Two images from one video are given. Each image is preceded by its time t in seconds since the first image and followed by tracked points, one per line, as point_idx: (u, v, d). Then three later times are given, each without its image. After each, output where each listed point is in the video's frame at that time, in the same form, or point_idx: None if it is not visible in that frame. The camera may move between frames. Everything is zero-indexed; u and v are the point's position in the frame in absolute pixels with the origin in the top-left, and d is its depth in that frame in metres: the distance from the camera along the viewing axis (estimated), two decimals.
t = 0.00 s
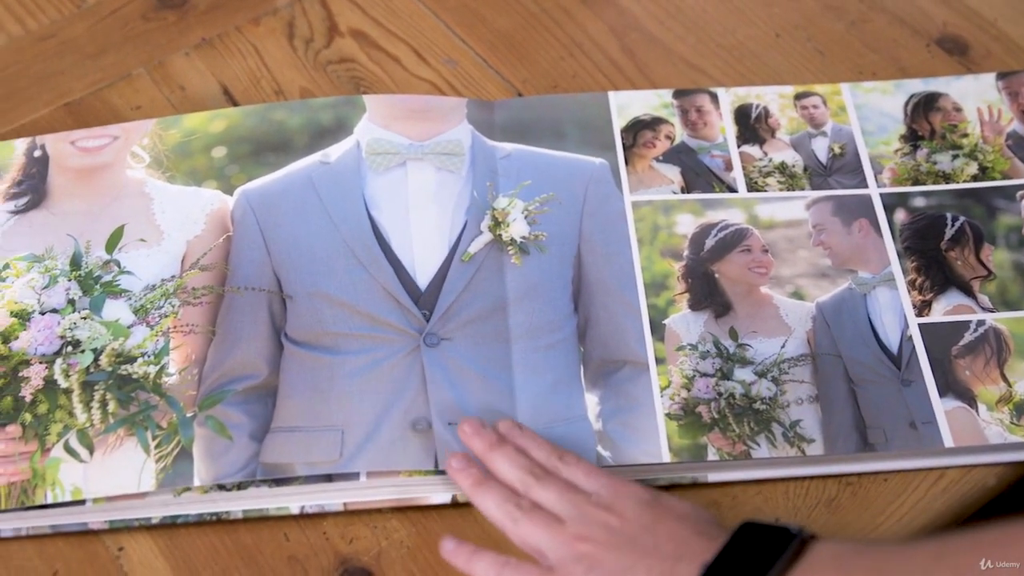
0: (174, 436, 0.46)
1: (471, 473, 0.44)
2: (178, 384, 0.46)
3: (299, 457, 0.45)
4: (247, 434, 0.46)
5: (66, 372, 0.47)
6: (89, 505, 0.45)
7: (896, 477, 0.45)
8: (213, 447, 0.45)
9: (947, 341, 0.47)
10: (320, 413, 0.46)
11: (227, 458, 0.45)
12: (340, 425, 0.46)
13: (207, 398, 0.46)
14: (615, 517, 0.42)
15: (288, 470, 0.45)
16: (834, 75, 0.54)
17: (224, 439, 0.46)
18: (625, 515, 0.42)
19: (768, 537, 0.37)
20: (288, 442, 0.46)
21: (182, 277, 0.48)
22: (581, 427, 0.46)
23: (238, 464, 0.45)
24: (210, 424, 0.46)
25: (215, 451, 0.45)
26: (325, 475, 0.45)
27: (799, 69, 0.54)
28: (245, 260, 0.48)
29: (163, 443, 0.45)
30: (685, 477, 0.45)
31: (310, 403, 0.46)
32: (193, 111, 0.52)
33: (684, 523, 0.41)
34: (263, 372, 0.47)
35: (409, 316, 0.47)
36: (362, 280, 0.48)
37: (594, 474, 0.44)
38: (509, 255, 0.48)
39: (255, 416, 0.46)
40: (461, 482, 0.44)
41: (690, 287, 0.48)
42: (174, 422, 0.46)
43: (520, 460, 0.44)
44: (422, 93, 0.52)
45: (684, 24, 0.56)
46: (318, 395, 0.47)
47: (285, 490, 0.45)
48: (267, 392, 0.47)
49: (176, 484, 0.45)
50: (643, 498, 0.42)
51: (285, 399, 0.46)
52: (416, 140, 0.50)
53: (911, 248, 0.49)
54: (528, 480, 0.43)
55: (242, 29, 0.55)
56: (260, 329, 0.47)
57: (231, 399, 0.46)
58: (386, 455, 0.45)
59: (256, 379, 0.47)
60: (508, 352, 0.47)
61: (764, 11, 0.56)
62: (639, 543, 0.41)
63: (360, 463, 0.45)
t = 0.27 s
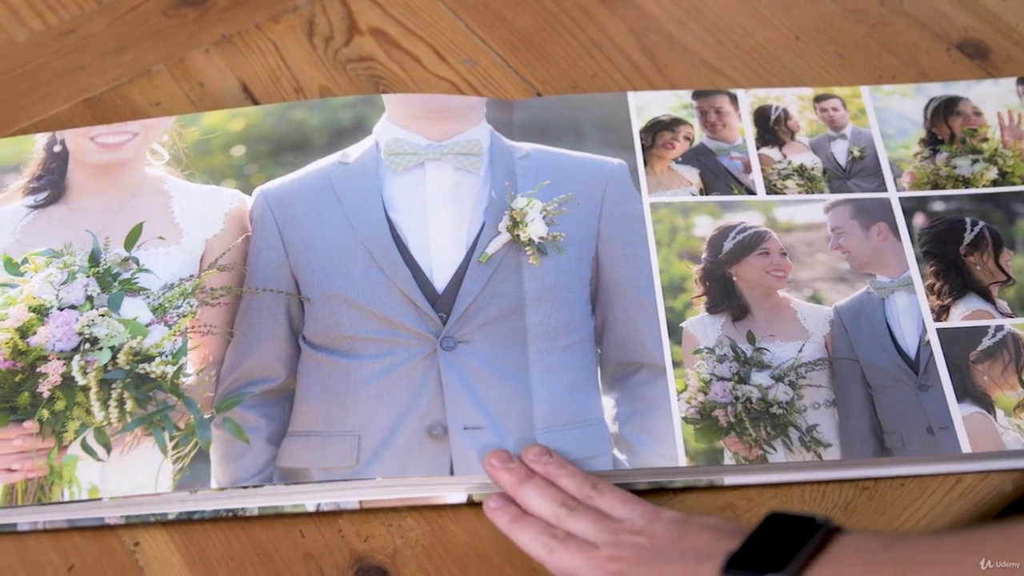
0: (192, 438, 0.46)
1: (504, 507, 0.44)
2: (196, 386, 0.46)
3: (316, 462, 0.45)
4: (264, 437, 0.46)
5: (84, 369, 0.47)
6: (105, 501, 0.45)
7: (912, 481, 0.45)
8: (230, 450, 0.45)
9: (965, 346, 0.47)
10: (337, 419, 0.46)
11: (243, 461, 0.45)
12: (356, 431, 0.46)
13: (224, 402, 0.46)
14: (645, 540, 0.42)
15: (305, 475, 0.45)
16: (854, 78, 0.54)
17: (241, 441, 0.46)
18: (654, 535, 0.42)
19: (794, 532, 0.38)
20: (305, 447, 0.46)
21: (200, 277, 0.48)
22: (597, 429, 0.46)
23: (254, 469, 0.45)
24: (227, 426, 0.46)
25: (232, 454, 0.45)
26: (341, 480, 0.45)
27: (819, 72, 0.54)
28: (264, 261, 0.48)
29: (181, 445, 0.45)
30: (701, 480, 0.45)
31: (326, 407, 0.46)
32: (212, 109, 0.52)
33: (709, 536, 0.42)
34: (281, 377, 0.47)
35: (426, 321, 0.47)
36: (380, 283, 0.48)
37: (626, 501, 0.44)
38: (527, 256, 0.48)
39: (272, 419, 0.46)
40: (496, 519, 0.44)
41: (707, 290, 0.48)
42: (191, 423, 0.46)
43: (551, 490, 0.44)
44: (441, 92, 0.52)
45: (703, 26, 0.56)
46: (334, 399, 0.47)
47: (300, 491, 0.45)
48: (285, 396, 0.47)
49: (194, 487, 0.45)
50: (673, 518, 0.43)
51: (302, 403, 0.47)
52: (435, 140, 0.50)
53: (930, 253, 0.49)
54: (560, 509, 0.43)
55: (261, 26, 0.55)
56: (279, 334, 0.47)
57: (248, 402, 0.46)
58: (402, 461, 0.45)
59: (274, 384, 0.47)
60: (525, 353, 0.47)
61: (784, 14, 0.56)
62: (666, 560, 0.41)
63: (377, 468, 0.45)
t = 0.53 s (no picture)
0: (214, 435, 0.46)
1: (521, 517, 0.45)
2: (219, 383, 0.47)
3: (338, 460, 0.45)
4: (286, 435, 0.46)
5: (108, 364, 0.47)
6: (128, 496, 0.45)
7: (935, 490, 0.45)
8: (253, 447, 0.46)
9: (990, 356, 0.47)
10: (359, 417, 0.46)
11: (266, 459, 0.45)
12: (378, 430, 0.46)
13: (247, 398, 0.46)
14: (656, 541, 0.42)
15: (327, 473, 0.45)
16: (881, 85, 0.54)
17: (264, 439, 0.46)
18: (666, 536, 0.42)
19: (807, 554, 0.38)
20: (327, 446, 0.46)
21: (225, 274, 0.48)
22: (619, 432, 0.46)
23: (277, 466, 0.45)
24: (250, 424, 0.46)
25: (254, 451, 0.45)
26: (362, 478, 0.45)
27: (846, 78, 0.54)
28: (289, 260, 0.48)
29: (204, 441, 0.46)
30: (724, 484, 0.45)
31: (348, 406, 0.46)
32: (239, 107, 0.52)
33: (721, 538, 0.41)
34: (304, 375, 0.47)
35: (449, 321, 0.47)
36: (404, 283, 0.48)
37: (636, 495, 0.43)
38: (552, 258, 0.48)
39: (295, 417, 0.46)
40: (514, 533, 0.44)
41: (732, 294, 0.48)
42: (214, 420, 0.46)
43: (565, 490, 0.44)
44: (467, 93, 0.52)
45: (730, 30, 0.56)
46: (357, 398, 0.47)
47: (322, 489, 0.45)
48: (308, 394, 0.47)
49: (216, 484, 0.45)
50: (684, 516, 0.42)
51: (324, 403, 0.47)
52: (461, 141, 0.50)
53: (955, 261, 0.49)
54: (573, 511, 0.43)
55: (289, 24, 0.55)
56: (302, 334, 0.47)
57: (271, 400, 0.46)
58: (424, 460, 0.45)
59: (296, 382, 0.47)
60: (548, 355, 0.47)
61: (812, 19, 0.56)
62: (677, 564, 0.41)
63: (399, 468, 0.45)
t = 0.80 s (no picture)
0: (231, 430, 0.46)
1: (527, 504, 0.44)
2: (237, 378, 0.47)
3: (355, 458, 0.45)
4: (303, 433, 0.46)
5: (127, 359, 0.47)
6: (145, 490, 0.45)
7: (952, 495, 0.45)
8: (270, 443, 0.46)
9: (1008, 360, 0.47)
10: (376, 414, 0.46)
11: (281, 457, 0.45)
12: (395, 428, 0.46)
13: (265, 395, 0.46)
14: (662, 525, 0.40)
15: (344, 471, 0.45)
16: (902, 89, 0.54)
17: (281, 435, 0.46)
18: (673, 521, 0.40)
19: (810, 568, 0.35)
20: (344, 443, 0.46)
21: (244, 271, 0.48)
22: (636, 432, 0.46)
23: (293, 463, 0.45)
24: (267, 420, 0.46)
25: (271, 448, 0.46)
26: (379, 476, 0.45)
27: (867, 82, 0.54)
28: (308, 257, 0.48)
29: (221, 437, 0.46)
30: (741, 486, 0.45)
31: (365, 404, 0.46)
32: (260, 104, 0.53)
33: (726, 522, 0.40)
34: (321, 372, 0.47)
35: (467, 318, 0.47)
36: (422, 281, 0.48)
37: (637, 473, 0.43)
38: (571, 258, 0.48)
39: (312, 414, 0.46)
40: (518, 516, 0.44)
41: (750, 295, 0.48)
42: (232, 416, 0.46)
43: (570, 474, 0.43)
44: (488, 93, 0.52)
45: (752, 32, 0.56)
46: (374, 395, 0.47)
47: (339, 486, 0.45)
48: (326, 391, 0.47)
49: (232, 479, 0.45)
50: (689, 499, 0.41)
51: (342, 400, 0.47)
52: (481, 140, 0.50)
53: (975, 265, 0.48)
54: (577, 492, 0.43)
55: (310, 22, 0.55)
56: (320, 330, 0.47)
57: (289, 397, 0.47)
58: (440, 458, 0.45)
59: (315, 378, 0.47)
60: (566, 355, 0.47)
61: (833, 22, 0.56)
62: (684, 554, 0.39)
63: (416, 465, 0.45)
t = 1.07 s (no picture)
0: (249, 422, 0.46)
1: (461, 385, 0.37)
2: (255, 371, 0.47)
3: (373, 449, 0.45)
4: (321, 424, 0.46)
5: (145, 353, 0.47)
6: (162, 484, 0.46)
7: (970, 501, 0.44)
8: (287, 435, 0.46)
9: None
10: (394, 407, 0.46)
11: (299, 447, 0.45)
12: (413, 420, 0.46)
13: (283, 387, 0.47)
14: (615, 432, 0.34)
15: (362, 463, 0.45)
16: (924, 92, 0.54)
17: (298, 427, 0.46)
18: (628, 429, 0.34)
19: (762, 516, 0.29)
20: (362, 435, 0.46)
21: (263, 264, 0.48)
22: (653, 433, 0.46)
23: (311, 453, 0.45)
24: (285, 412, 0.46)
25: (289, 439, 0.46)
26: (396, 469, 0.45)
27: (889, 85, 0.54)
28: (327, 251, 0.48)
29: (238, 429, 0.46)
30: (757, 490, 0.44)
31: (383, 397, 0.46)
32: (280, 101, 0.53)
33: (692, 445, 0.33)
34: (340, 364, 0.47)
35: (485, 313, 0.47)
36: (442, 276, 0.48)
37: (597, 371, 0.36)
38: (590, 259, 0.48)
39: (330, 407, 0.46)
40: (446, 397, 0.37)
41: (769, 298, 0.48)
42: (250, 408, 0.46)
43: (508, 363, 0.37)
44: (508, 92, 0.52)
45: (773, 34, 0.56)
46: (392, 387, 0.47)
47: (356, 482, 0.45)
48: (344, 384, 0.47)
49: (248, 470, 0.45)
50: (643, 410, 0.35)
51: (360, 391, 0.47)
52: (500, 138, 0.50)
53: (995, 271, 0.48)
54: (505, 422, 0.36)
55: (331, 20, 0.56)
56: (338, 323, 0.47)
57: (307, 389, 0.47)
58: (458, 451, 0.45)
59: (333, 371, 0.47)
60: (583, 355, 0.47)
61: (855, 25, 0.56)
62: (641, 472, 0.33)
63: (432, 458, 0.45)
